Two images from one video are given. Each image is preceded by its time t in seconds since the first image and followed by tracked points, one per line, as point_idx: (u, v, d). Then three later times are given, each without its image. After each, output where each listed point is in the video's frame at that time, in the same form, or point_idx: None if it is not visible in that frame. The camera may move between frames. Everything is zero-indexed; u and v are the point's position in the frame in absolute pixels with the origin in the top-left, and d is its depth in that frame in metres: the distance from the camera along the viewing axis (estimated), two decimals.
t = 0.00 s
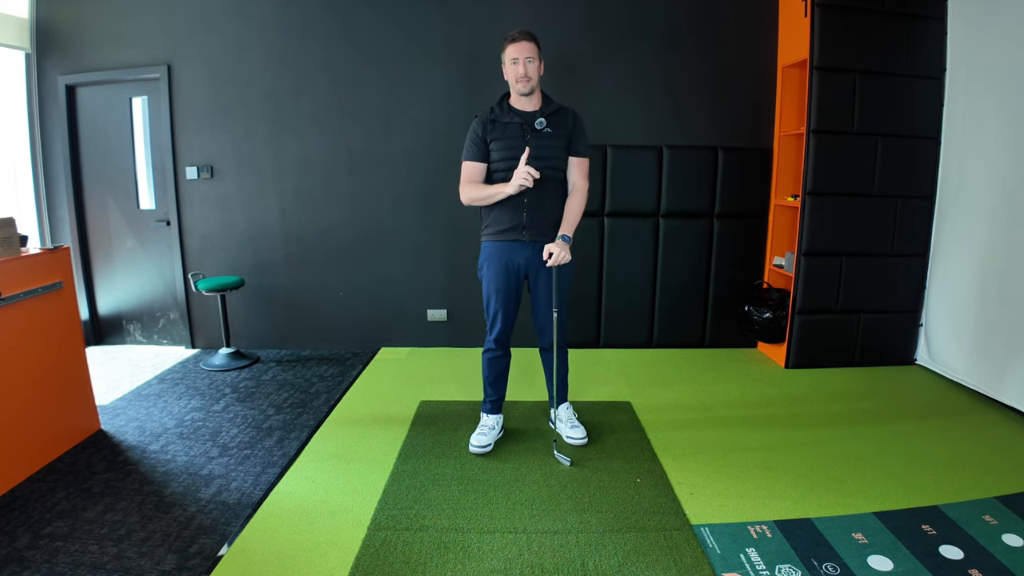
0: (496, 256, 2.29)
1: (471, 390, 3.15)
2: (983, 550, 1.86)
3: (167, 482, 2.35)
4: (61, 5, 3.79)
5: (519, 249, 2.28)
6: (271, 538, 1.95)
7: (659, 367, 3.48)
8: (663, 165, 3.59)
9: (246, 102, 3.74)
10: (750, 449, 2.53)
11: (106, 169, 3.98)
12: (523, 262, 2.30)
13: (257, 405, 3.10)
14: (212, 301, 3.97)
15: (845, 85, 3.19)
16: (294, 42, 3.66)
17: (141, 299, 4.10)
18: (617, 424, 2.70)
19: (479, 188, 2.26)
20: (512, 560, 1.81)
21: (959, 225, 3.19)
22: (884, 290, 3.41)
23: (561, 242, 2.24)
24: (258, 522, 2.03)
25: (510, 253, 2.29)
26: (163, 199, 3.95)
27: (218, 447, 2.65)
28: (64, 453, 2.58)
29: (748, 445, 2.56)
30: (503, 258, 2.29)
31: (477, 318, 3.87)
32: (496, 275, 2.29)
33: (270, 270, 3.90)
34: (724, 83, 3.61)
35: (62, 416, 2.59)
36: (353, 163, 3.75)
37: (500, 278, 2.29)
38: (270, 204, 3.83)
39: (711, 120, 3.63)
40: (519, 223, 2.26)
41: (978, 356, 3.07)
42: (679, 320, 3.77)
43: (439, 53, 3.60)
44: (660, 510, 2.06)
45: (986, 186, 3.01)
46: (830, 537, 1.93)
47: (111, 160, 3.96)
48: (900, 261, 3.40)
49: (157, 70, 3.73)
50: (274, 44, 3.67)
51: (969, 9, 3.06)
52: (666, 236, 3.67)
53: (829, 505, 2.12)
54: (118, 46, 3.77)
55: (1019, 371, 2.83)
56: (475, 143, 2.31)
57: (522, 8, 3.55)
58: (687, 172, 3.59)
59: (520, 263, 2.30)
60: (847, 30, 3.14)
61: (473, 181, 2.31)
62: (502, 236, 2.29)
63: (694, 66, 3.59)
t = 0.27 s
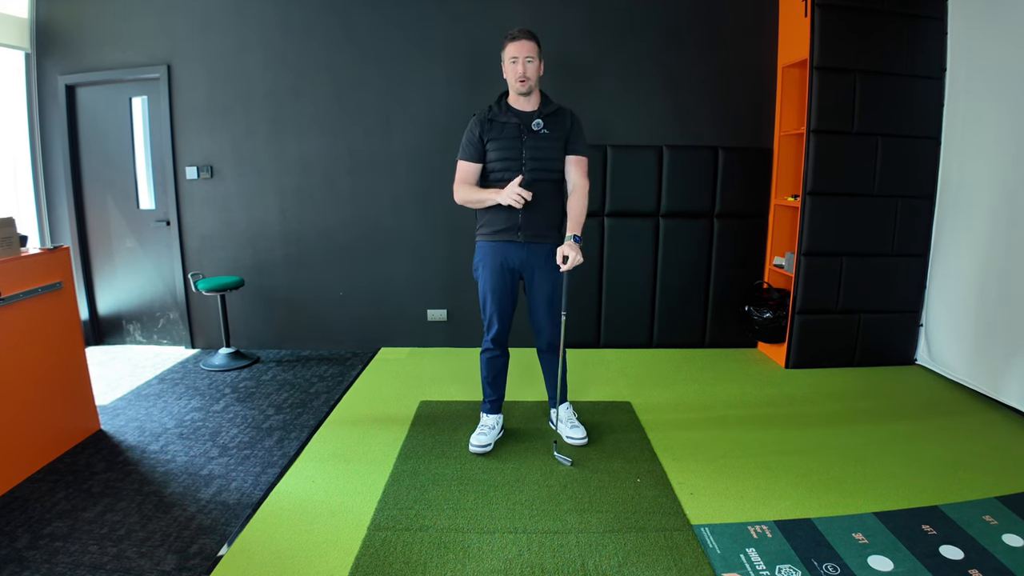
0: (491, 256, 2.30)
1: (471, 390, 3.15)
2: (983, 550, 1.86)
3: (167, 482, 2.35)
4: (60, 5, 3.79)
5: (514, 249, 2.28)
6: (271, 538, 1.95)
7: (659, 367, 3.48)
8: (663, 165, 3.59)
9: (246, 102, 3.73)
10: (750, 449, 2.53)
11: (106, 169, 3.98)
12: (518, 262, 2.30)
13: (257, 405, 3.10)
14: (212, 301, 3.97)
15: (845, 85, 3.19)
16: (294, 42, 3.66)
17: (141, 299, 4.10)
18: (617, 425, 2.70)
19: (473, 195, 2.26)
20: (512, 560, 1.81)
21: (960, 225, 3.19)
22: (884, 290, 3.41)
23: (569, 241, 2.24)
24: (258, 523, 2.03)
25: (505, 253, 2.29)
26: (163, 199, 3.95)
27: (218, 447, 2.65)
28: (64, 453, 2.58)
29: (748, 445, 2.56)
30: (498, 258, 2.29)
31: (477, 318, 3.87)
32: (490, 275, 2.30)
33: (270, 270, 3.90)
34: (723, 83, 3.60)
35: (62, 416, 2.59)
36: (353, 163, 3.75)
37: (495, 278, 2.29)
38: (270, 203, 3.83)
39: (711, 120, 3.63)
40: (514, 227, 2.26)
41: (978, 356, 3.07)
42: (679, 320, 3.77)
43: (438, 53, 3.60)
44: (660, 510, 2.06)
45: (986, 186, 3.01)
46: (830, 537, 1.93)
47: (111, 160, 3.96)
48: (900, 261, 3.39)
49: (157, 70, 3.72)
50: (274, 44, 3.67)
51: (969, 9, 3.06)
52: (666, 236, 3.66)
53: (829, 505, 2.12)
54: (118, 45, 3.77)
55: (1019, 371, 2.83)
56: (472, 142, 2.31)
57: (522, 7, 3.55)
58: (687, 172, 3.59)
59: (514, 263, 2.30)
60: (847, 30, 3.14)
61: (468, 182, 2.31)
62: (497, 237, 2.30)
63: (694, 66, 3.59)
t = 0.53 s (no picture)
0: (485, 258, 2.29)
1: (471, 390, 3.15)
2: (983, 551, 1.86)
3: (167, 482, 2.35)
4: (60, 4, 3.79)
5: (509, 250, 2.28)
6: (271, 538, 1.94)
7: (659, 367, 3.48)
8: (663, 164, 3.59)
9: (246, 102, 3.73)
10: (750, 449, 2.52)
11: (106, 169, 3.98)
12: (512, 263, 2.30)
13: (257, 405, 3.10)
14: (211, 301, 3.97)
15: (845, 84, 3.19)
16: (294, 42, 3.65)
17: (141, 299, 4.10)
18: (617, 425, 2.70)
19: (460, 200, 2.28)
20: (512, 560, 1.80)
21: (960, 225, 3.18)
22: (884, 290, 3.41)
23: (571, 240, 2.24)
24: (258, 522, 2.03)
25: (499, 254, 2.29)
26: (163, 199, 3.95)
27: (218, 447, 2.65)
28: (64, 453, 2.58)
29: (748, 446, 2.56)
30: (493, 259, 2.28)
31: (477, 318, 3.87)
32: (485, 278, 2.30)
33: (270, 270, 3.90)
34: (723, 83, 3.60)
35: (62, 416, 2.59)
36: (353, 163, 3.75)
37: (491, 279, 2.29)
38: (269, 203, 3.83)
39: (711, 120, 3.63)
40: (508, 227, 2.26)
41: (979, 356, 3.07)
42: (679, 320, 3.77)
43: (438, 53, 3.60)
44: (660, 510, 2.06)
45: (986, 186, 3.01)
46: (830, 538, 1.93)
47: (111, 159, 3.96)
48: (900, 261, 3.39)
49: (157, 70, 3.72)
50: (274, 44, 3.67)
51: (969, 9, 3.06)
52: (666, 236, 3.66)
53: (829, 505, 2.12)
54: (118, 45, 3.77)
55: (1019, 371, 2.83)
56: (459, 144, 2.31)
57: (522, 7, 3.54)
58: (687, 172, 3.59)
59: (510, 264, 2.30)
60: (847, 30, 3.14)
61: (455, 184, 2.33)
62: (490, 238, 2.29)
63: (694, 66, 3.59)
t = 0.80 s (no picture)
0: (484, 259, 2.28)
1: (471, 390, 3.14)
2: (983, 551, 1.86)
3: (166, 482, 2.35)
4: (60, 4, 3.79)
5: (506, 251, 2.28)
6: (271, 538, 1.94)
7: (659, 367, 3.48)
8: (663, 164, 3.59)
9: (246, 102, 3.73)
10: (750, 449, 2.52)
11: (106, 169, 3.98)
12: (512, 263, 2.31)
13: (257, 405, 3.10)
14: (211, 301, 3.97)
15: (845, 84, 3.19)
16: (294, 42, 3.65)
17: (141, 299, 4.10)
18: (617, 425, 2.70)
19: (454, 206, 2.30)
20: (512, 560, 1.80)
21: (960, 225, 3.18)
22: (884, 290, 3.41)
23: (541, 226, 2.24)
24: (258, 522, 2.03)
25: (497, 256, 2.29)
26: (163, 199, 3.95)
27: (217, 447, 2.65)
28: (64, 453, 2.58)
29: (748, 446, 2.56)
30: (491, 261, 2.28)
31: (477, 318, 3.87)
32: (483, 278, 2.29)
33: (270, 270, 3.90)
34: (723, 83, 3.60)
35: (62, 416, 2.59)
36: (353, 163, 3.75)
37: (489, 280, 2.29)
38: (269, 203, 3.83)
39: (711, 120, 3.63)
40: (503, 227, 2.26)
41: (979, 356, 3.07)
42: (679, 320, 3.77)
43: (438, 53, 3.60)
44: (660, 510, 2.06)
45: (987, 186, 3.00)
46: (830, 538, 1.92)
47: (111, 159, 3.96)
48: (901, 261, 3.39)
49: (157, 70, 3.72)
50: (274, 44, 3.66)
51: (969, 9, 3.06)
52: (666, 236, 3.66)
53: (829, 505, 2.12)
54: (117, 45, 3.76)
55: (1020, 371, 2.82)
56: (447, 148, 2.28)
57: (522, 7, 3.54)
58: (687, 172, 3.58)
59: (508, 265, 2.30)
60: (847, 29, 3.14)
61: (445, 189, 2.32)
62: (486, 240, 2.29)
63: (694, 66, 3.59)
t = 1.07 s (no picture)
0: (485, 260, 2.30)
1: (471, 390, 3.14)
2: (984, 551, 1.86)
3: (166, 482, 2.35)
4: (59, 4, 3.78)
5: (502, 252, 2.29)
6: (270, 538, 1.94)
7: (659, 367, 3.48)
8: (663, 164, 3.59)
9: (246, 102, 3.73)
10: (750, 450, 2.52)
11: (106, 169, 3.97)
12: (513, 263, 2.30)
13: (257, 405, 3.09)
14: (211, 301, 3.97)
15: (845, 84, 3.19)
16: (294, 42, 3.65)
17: (140, 299, 4.10)
18: (617, 425, 2.70)
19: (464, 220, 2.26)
20: (512, 560, 1.80)
21: (960, 225, 3.18)
22: (884, 290, 3.41)
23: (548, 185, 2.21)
24: (258, 522, 2.03)
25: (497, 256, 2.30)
26: (162, 199, 3.95)
27: (217, 447, 2.65)
28: (64, 453, 2.58)
29: (748, 446, 2.56)
30: (488, 261, 2.30)
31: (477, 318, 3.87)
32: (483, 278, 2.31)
33: (269, 270, 3.90)
34: (723, 82, 3.60)
35: (62, 416, 2.59)
36: (353, 163, 3.75)
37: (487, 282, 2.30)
38: (269, 203, 3.82)
39: (711, 120, 3.63)
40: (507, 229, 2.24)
41: (980, 356, 3.07)
42: (680, 320, 3.77)
43: (438, 52, 3.60)
44: (660, 510, 2.06)
45: (988, 186, 3.00)
46: (830, 538, 1.92)
47: (110, 159, 3.95)
48: (901, 261, 3.39)
49: (157, 70, 3.72)
50: (274, 43, 3.66)
51: (970, 9, 3.06)
52: (666, 235, 3.66)
53: (830, 505, 2.12)
54: (117, 45, 3.76)
55: (1021, 371, 2.82)
56: (448, 151, 2.23)
57: (522, 7, 3.54)
58: (687, 172, 3.58)
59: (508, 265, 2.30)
60: (847, 29, 3.14)
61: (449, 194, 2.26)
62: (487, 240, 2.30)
63: (694, 65, 3.59)
